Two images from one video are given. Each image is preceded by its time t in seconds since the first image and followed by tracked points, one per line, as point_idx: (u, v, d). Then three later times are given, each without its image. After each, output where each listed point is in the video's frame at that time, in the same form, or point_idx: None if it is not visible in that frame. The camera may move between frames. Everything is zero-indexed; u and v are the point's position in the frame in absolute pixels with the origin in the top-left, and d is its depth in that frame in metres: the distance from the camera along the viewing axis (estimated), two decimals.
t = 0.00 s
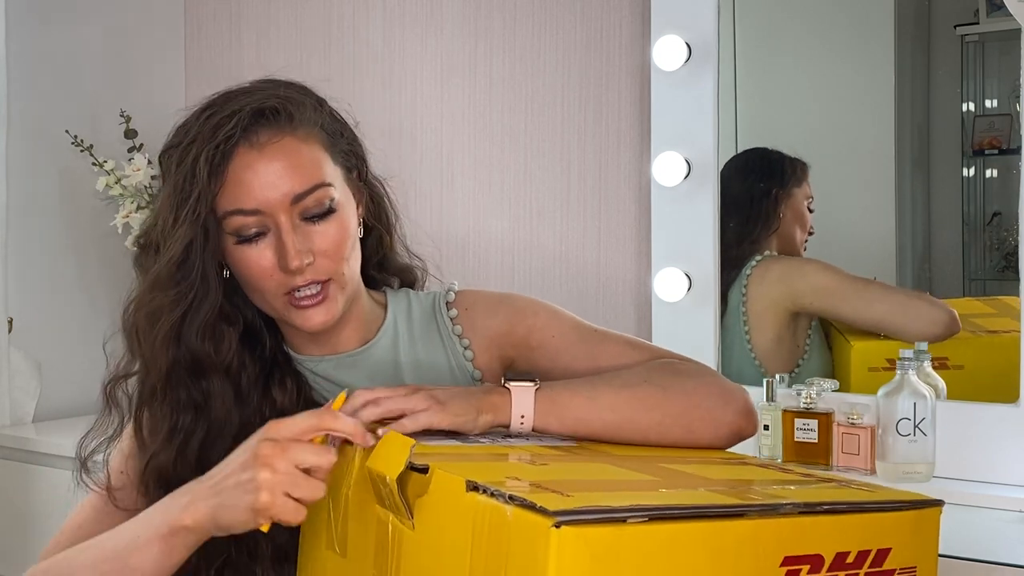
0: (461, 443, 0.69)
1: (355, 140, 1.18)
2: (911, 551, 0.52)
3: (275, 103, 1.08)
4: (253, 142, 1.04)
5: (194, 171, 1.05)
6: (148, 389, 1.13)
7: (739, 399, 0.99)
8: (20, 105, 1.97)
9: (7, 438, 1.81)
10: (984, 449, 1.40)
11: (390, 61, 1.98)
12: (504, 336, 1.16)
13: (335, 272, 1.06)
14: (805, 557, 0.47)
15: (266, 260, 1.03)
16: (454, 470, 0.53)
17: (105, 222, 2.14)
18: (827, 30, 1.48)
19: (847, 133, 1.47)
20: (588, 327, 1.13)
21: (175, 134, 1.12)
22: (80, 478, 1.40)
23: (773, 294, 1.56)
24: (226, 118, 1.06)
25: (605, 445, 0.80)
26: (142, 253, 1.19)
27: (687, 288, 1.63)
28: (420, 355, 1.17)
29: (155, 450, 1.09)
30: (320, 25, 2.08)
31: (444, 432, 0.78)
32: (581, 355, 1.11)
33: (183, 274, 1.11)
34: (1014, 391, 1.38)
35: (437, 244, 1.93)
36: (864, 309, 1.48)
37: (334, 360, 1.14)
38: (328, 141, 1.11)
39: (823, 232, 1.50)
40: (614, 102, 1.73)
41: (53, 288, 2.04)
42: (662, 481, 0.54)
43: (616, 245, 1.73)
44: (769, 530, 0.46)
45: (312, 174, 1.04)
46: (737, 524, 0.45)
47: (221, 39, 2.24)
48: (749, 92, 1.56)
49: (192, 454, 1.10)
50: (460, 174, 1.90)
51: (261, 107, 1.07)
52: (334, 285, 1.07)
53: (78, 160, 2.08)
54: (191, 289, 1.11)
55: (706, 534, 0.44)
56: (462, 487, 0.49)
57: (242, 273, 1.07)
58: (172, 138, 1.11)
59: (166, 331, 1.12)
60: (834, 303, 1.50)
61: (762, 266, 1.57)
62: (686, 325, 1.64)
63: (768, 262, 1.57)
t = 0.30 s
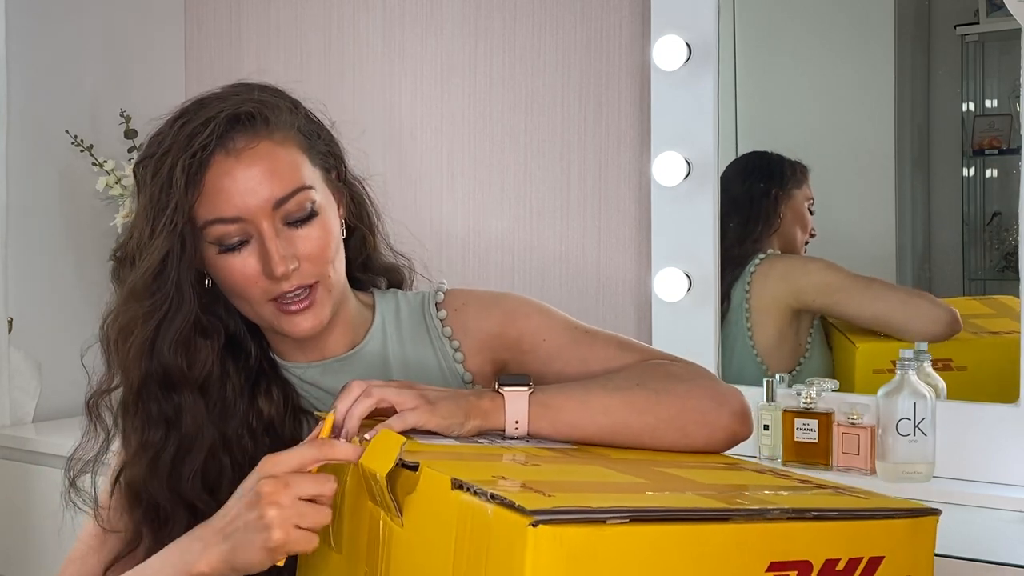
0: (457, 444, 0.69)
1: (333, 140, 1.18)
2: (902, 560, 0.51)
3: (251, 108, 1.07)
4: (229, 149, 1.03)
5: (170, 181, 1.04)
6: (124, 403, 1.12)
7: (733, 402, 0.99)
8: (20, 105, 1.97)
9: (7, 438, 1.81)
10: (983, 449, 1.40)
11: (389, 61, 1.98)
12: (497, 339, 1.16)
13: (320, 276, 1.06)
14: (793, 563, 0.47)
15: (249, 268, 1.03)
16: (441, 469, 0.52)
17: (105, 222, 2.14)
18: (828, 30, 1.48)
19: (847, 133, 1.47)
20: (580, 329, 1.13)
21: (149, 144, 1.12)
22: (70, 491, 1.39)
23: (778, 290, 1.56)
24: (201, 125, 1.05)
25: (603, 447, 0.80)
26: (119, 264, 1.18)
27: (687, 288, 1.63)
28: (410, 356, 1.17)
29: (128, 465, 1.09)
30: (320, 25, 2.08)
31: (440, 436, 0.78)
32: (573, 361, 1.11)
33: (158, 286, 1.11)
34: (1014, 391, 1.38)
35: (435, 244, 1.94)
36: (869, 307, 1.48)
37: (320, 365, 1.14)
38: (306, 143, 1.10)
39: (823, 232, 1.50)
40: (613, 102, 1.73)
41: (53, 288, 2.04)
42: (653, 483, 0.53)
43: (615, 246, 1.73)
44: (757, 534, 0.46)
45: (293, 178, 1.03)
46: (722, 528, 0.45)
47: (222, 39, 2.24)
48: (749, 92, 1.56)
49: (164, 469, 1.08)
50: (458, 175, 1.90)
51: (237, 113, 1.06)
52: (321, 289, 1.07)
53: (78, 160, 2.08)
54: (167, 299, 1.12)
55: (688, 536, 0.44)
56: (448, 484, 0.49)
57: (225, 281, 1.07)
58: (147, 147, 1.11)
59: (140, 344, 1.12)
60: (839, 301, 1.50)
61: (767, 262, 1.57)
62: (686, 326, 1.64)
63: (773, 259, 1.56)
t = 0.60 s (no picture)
0: (453, 443, 0.69)
1: (337, 141, 1.17)
2: (876, 563, 0.51)
3: (255, 112, 1.07)
4: (234, 155, 1.02)
5: (173, 186, 1.04)
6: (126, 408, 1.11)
7: (732, 401, 0.99)
8: (20, 105, 1.97)
9: (8, 438, 1.81)
10: (983, 449, 1.40)
11: (390, 60, 1.98)
12: (498, 339, 1.16)
13: (322, 281, 1.07)
14: (749, 567, 0.47)
15: (253, 273, 1.03)
16: (404, 467, 0.52)
17: (105, 222, 2.14)
18: (828, 30, 1.48)
19: (847, 133, 1.47)
20: (579, 328, 1.13)
21: (150, 145, 1.11)
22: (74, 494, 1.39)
23: (777, 291, 1.56)
24: (205, 129, 1.04)
25: (600, 447, 0.80)
26: (120, 266, 1.18)
27: (687, 288, 1.63)
28: (413, 356, 1.17)
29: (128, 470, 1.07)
30: (320, 25, 2.08)
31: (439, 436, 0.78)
32: (571, 361, 1.11)
33: (159, 292, 1.11)
34: (1014, 391, 1.38)
35: (436, 245, 1.93)
36: (869, 307, 1.48)
37: (324, 367, 1.14)
38: (310, 146, 1.10)
39: (823, 233, 1.50)
40: (614, 102, 1.73)
41: (53, 289, 2.04)
42: (622, 483, 0.53)
43: (616, 246, 1.73)
44: (709, 537, 0.46)
45: (297, 184, 1.03)
46: (670, 530, 0.45)
47: (222, 38, 2.25)
48: (749, 92, 1.55)
49: (164, 471, 1.07)
50: (460, 175, 1.90)
51: (242, 118, 1.05)
52: (324, 294, 1.08)
53: (78, 160, 2.08)
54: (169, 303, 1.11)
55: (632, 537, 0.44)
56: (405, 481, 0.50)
57: (229, 285, 1.07)
58: (148, 150, 1.10)
59: (143, 348, 1.11)
60: (840, 301, 1.50)
61: (767, 263, 1.57)
62: (686, 325, 1.64)
63: (773, 260, 1.56)
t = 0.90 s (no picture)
0: (455, 442, 0.69)
1: (345, 144, 1.17)
2: (882, 559, 0.51)
3: (266, 115, 1.06)
4: (244, 157, 1.02)
5: (183, 186, 1.04)
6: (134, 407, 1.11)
7: (732, 403, 0.99)
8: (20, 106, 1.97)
9: (7, 438, 1.81)
10: (984, 450, 1.40)
11: (390, 61, 1.98)
12: (500, 339, 1.16)
13: (327, 282, 1.07)
14: (757, 564, 0.47)
15: (259, 273, 1.03)
16: (413, 466, 0.52)
17: (105, 222, 2.14)
18: (828, 30, 1.48)
19: (846, 134, 1.47)
20: (582, 328, 1.13)
21: (161, 144, 1.11)
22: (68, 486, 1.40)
23: (778, 292, 1.56)
24: (216, 132, 1.04)
25: (602, 447, 0.80)
26: (128, 263, 1.17)
27: (687, 288, 1.63)
28: (415, 356, 1.17)
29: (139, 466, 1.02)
30: (321, 25, 2.08)
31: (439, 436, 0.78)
32: (573, 362, 1.11)
33: (171, 293, 1.10)
34: (1013, 392, 1.38)
35: (437, 245, 1.93)
36: (870, 307, 1.48)
37: (326, 365, 1.14)
38: (318, 148, 1.10)
39: (823, 233, 1.50)
40: (614, 102, 1.73)
41: (53, 289, 2.03)
42: (627, 483, 0.53)
43: (616, 247, 1.74)
44: (718, 533, 0.46)
45: (305, 187, 1.03)
46: (682, 526, 0.45)
47: (222, 39, 2.25)
48: (749, 92, 1.55)
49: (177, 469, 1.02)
50: (460, 175, 1.90)
51: (253, 121, 1.05)
52: (328, 294, 1.08)
53: (78, 160, 2.08)
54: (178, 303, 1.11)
55: (644, 534, 0.44)
56: (416, 480, 0.49)
57: (235, 285, 1.07)
58: (158, 150, 1.10)
59: (153, 348, 1.11)
60: (841, 302, 1.50)
61: (767, 264, 1.57)
62: (686, 326, 1.64)
63: (773, 261, 1.56)
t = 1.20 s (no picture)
0: (455, 444, 0.69)
1: (344, 143, 1.17)
2: (887, 564, 0.51)
3: (266, 115, 1.06)
4: (244, 157, 1.02)
5: (184, 186, 1.03)
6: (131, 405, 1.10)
7: (733, 403, 0.98)
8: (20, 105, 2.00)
9: (8, 439, 1.81)
10: (984, 450, 1.40)
11: (389, 62, 1.98)
12: (500, 340, 1.16)
13: (328, 281, 1.07)
14: (763, 567, 0.47)
15: (260, 273, 1.03)
16: (419, 469, 0.52)
17: (105, 222, 2.13)
18: (828, 30, 1.48)
19: (846, 134, 1.47)
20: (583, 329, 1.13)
21: (160, 144, 1.10)
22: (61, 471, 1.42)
23: (777, 292, 1.56)
24: (215, 132, 1.04)
25: (603, 448, 0.80)
26: (125, 262, 1.17)
27: (687, 288, 1.63)
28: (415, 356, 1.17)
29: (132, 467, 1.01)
30: (320, 24, 2.08)
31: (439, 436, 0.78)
32: (574, 362, 1.11)
33: (172, 293, 1.10)
34: (1014, 392, 1.38)
35: (436, 245, 1.93)
36: (869, 308, 1.48)
37: (326, 364, 1.14)
38: (318, 148, 1.10)
39: (823, 234, 1.50)
40: (613, 102, 1.73)
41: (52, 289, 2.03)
42: (632, 486, 0.53)
43: (615, 247, 1.74)
44: (723, 536, 0.46)
45: (305, 186, 1.03)
46: (688, 530, 0.45)
47: (222, 40, 2.25)
48: (749, 92, 1.55)
49: (171, 472, 1.02)
50: (459, 175, 1.90)
51: (252, 121, 1.05)
52: (329, 294, 1.08)
53: (78, 160, 2.08)
54: (178, 303, 1.10)
55: (651, 538, 0.44)
56: (421, 484, 0.49)
57: (235, 285, 1.07)
58: (157, 150, 1.10)
59: (152, 349, 1.10)
60: (840, 303, 1.50)
61: (767, 264, 1.57)
62: (686, 326, 1.65)
63: (773, 261, 1.56)
